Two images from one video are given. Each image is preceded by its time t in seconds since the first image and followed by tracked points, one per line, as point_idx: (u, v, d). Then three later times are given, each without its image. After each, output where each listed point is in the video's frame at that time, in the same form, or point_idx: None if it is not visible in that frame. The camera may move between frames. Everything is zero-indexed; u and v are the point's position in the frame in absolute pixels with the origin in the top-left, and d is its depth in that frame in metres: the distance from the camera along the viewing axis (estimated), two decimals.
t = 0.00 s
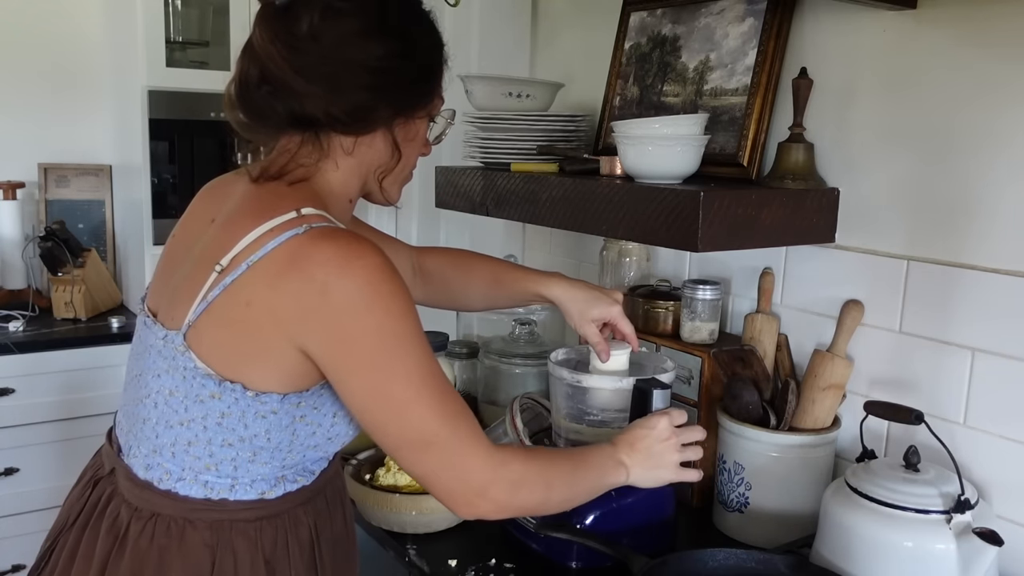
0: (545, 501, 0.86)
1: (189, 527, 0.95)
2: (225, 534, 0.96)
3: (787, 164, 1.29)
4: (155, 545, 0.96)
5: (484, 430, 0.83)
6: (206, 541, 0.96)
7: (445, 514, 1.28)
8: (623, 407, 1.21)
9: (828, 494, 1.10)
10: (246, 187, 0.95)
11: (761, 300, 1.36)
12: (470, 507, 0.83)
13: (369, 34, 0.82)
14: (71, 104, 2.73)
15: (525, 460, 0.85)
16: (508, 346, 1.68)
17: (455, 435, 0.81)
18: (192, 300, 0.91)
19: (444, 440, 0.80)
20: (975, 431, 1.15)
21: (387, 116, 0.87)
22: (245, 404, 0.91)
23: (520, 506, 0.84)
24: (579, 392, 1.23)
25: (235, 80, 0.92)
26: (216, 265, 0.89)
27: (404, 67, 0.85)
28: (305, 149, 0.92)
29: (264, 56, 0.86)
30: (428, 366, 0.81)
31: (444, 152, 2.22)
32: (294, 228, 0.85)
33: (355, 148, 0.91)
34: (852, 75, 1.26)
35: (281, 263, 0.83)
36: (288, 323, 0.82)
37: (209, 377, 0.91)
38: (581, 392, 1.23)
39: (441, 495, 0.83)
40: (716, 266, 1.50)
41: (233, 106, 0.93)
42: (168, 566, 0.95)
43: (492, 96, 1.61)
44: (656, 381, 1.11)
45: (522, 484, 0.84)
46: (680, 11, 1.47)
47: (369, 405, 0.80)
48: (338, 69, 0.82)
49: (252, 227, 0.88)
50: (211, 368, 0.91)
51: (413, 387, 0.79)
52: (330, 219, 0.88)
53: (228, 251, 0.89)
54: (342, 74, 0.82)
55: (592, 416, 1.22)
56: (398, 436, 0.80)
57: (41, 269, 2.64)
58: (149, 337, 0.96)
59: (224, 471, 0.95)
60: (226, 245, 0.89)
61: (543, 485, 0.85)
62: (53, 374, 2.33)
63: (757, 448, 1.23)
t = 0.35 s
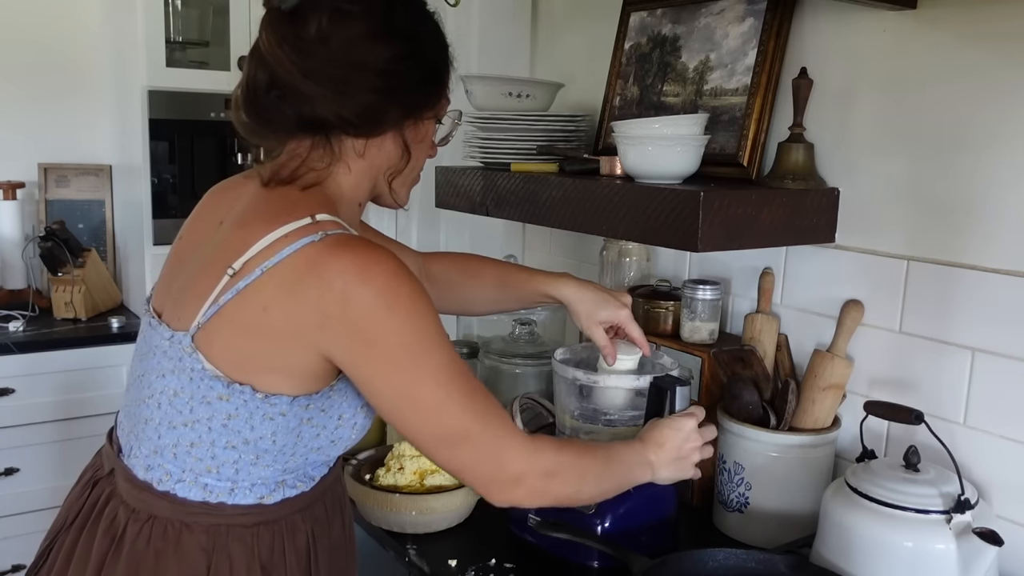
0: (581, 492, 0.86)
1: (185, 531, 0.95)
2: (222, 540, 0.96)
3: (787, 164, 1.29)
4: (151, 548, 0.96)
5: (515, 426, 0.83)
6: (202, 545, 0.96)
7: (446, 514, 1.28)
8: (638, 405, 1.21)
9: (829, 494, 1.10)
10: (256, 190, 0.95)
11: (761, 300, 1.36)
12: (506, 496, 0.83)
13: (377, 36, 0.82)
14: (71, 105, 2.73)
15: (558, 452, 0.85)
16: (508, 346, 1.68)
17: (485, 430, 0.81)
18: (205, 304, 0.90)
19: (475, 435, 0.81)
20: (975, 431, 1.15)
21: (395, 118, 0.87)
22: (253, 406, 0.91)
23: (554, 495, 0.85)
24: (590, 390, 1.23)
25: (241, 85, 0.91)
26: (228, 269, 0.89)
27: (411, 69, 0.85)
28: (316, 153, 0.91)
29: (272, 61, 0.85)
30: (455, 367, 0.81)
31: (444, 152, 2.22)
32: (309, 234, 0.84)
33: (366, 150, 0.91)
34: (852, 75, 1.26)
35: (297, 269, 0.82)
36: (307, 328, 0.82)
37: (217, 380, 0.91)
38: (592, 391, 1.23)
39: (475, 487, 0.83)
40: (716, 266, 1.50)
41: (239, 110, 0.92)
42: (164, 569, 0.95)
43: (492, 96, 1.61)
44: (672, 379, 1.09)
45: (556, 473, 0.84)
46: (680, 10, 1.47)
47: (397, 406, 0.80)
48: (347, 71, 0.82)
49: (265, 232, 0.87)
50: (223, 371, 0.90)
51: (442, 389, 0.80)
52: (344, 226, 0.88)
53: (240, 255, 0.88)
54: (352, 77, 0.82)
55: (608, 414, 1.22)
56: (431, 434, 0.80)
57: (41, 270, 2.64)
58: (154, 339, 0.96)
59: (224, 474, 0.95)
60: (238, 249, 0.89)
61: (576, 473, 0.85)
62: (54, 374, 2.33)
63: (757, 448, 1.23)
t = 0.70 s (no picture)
0: (567, 513, 0.87)
1: (194, 533, 0.95)
2: (230, 542, 0.96)
3: (787, 164, 1.29)
4: (159, 549, 0.96)
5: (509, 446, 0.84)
6: (210, 547, 0.96)
7: (445, 514, 1.28)
8: (634, 406, 1.21)
9: (828, 494, 1.10)
10: (267, 193, 0.94)
11: (761, 300, 1.36)
12: (494, 516, 0.83)
13: (397, 40, 0.82)
14: (70, 105, 2.73)
15: (550, 472, 0.85)
16: (508, 346, 1.69)
17: (477, 447, 0.81)
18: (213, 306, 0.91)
19: (468, 451, 0.81)
20: (975, 431, 1.15)
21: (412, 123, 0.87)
22: (259, 414, 0.91)
23: (539, 515, 0.85)
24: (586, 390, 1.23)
25: (260, 86, 0.91)
26: (236, 273, 0.89)
27: (429, 72, 0.84)
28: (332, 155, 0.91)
29: (293, 63, 0.85)
30: (454, 383, 0.81)
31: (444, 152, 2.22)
32: (319, 241, 0.84)
33: (385, 153, 0.91)
34: (852, 75, 1.26)
35: (305, 275, 0.82)
36: (311, 335, 0.82)
37: (225, 386, 0.91)
38: (588, 391, 1.23)
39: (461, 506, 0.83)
40: (716, 266, 1.50)
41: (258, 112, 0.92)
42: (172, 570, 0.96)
43: (492, 96, 1.62)
44: (667, 379, 1.08)
45: (546, 493, 0.85)
46: (680, 11, 1.47)
47: (393, 419, 0.80)
48: (368, 73, 0.82)
49: (275, 237, 0.87)
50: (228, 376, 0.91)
51: (439, 404, 0.80)
52: (354, 232, 0.88)
53: (249, 260, 0.88)
54: (373, 80, 0.82)
55: (603, 414, 1.22)
56: (424, 449, 0.80)
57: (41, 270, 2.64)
58: (166, 340, 0.96)
59: (232, 478, 0.95)
60: (248, 253, 0.89)
61: (563, 493, 0.86)
62: (53, 374, 2.32)
63: (757, 448, 1.23)
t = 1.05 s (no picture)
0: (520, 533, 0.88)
1: (205, 531, 0.95)
2: (242, 538, 0.96)
3: (787, 164, 1.29)
4: (170, 548, 0.96)
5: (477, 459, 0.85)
6: (222, 544, 0.96)
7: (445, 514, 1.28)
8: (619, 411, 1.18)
9: (828, 494, 1.10)
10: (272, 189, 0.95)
11: (761, 300, 1.36)
12: (450, 531, 0.84)
13: (397, 44, 0.81)
14: (70, 105, 2.73)
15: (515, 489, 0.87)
16: (508, 346, 1.69)
17: (447, 458, 0.82)
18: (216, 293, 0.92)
19: (437, 461, 0.82)
20: (975, 432, 1.15)
21: (411, 128, 0.87)
22: (268, 405, 0.91)
23: (490, 535, 0.86)
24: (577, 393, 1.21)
25: (267, 89, 0.92)
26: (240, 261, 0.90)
27: (431, 76, 0.84)
28: (333, 156, 0.91)
29: (295, 68, 0.86)
30: (436, 387, 0.82)
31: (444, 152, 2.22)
32: (322, 230, 0.85)
33: (384, 157, 0.91)
34: (852, 74, 1.26)
35: (306, 263, 0.83)
36: (305, 324, 0.83)
37: (232, 378, 0.91)
38: (579, 394, 1.21)
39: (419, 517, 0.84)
40: (716, 266, 1.50)
41: (264, 111, 0.93)
42: (185, 568, 0.96)
43: (492, 96, 1.62)
44: (648, 386, 1.08)
45: (507, 510, 0.86)
46: (680, 11, 1.47)
47: (372, 415, 0.81)
48: (368, 79, 0.82)
49: (278, 228, 0.88)
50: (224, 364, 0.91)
51: (418, 407, 0.81)
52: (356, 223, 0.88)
53: (254, 250, 0.89)
54: (373, 85, 0.82)
55: (585, 416, 1.20)
56: (398, 451, 0.81)
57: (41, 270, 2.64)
58: (172, 333, 0.96)
59: (242, 474, 0.95)
60: (253, 243, 0.90)
61: (523, 514, 0.87)
62: (52, 374, 2.32)
63: (757, 448, 1.23)
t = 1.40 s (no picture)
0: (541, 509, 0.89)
1: (156, 524, 0.96)
2: (191, 535, 0.96)
3: (787, 164, 1.29)
4: (122, 538, 0.96)
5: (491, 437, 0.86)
6: (170, 539, 0.96)
7: (445, 514, 1.28)
8: (633, 411, 1.15)
9: (828, 494, 1.10)
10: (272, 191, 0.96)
11: (761, 300, 1.36)
12: (473, 503, 0.85)
13: (393, 55, 0.81)
14: (70, 105, 2.73)
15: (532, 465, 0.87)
16: (508, 346, 1.69)
17: (461, 436, 0.83)
18: (208, 288, 0.93)
19: (448, 441, 0.83)
20: (975, 432, 1.15)
21: (409, 141, 0.86)
22: (243, 393, 0.91)
23: (514, 509, 0.87)
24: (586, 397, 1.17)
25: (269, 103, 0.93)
26: (233, 256, 0.91)
27: (429, 87, 0.84)
28: (332, 164, 0.92)
29: (294, 81, 0.87)
30: (438, 370, 0.83)
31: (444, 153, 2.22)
32: (312, 225, 0.86)
33: (380, 166, 0.91)
34: (852, 74, 1.26)
35: (296, 255, 0.84)
36: (298, 316, 0.83)
37: (209, 363, 0.92)
38: (588, 397, 1.17)
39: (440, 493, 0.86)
40: (716, 266, 1.50)
41: (268, 129, 0.94)
42: (132, 561, 0.96)
43: (492, 96, 1.62)
44: (667, 385, 0.99)
45: (524, 489, 0.87)
46: (680, 11, 1.47)
47: (377, 399, 0.82)
48: (362, 91, 0.82)
49: (269, 224, 0.89)
50: (213, 356, 0.92)
51: (422, 390, 0.82)
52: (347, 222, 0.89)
53: (245, 243, 0.90)
54: (366, 95, 0.82)
55: (599, 421, 1.16)
56: (408, 433, 0.82)
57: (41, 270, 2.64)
58: (161, 321, 0.98)
59: (204, 465, 0.95)
60: (245, 238, 0.91)
61: (540, 495, 0.88)
62: (52, 373, 2.33)
63: (757, 448, 1.23)
